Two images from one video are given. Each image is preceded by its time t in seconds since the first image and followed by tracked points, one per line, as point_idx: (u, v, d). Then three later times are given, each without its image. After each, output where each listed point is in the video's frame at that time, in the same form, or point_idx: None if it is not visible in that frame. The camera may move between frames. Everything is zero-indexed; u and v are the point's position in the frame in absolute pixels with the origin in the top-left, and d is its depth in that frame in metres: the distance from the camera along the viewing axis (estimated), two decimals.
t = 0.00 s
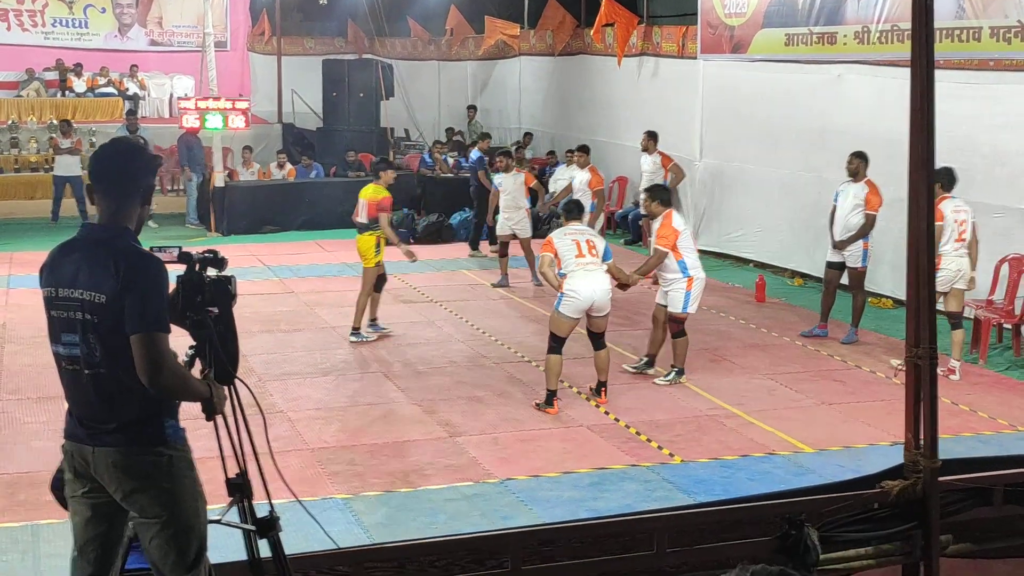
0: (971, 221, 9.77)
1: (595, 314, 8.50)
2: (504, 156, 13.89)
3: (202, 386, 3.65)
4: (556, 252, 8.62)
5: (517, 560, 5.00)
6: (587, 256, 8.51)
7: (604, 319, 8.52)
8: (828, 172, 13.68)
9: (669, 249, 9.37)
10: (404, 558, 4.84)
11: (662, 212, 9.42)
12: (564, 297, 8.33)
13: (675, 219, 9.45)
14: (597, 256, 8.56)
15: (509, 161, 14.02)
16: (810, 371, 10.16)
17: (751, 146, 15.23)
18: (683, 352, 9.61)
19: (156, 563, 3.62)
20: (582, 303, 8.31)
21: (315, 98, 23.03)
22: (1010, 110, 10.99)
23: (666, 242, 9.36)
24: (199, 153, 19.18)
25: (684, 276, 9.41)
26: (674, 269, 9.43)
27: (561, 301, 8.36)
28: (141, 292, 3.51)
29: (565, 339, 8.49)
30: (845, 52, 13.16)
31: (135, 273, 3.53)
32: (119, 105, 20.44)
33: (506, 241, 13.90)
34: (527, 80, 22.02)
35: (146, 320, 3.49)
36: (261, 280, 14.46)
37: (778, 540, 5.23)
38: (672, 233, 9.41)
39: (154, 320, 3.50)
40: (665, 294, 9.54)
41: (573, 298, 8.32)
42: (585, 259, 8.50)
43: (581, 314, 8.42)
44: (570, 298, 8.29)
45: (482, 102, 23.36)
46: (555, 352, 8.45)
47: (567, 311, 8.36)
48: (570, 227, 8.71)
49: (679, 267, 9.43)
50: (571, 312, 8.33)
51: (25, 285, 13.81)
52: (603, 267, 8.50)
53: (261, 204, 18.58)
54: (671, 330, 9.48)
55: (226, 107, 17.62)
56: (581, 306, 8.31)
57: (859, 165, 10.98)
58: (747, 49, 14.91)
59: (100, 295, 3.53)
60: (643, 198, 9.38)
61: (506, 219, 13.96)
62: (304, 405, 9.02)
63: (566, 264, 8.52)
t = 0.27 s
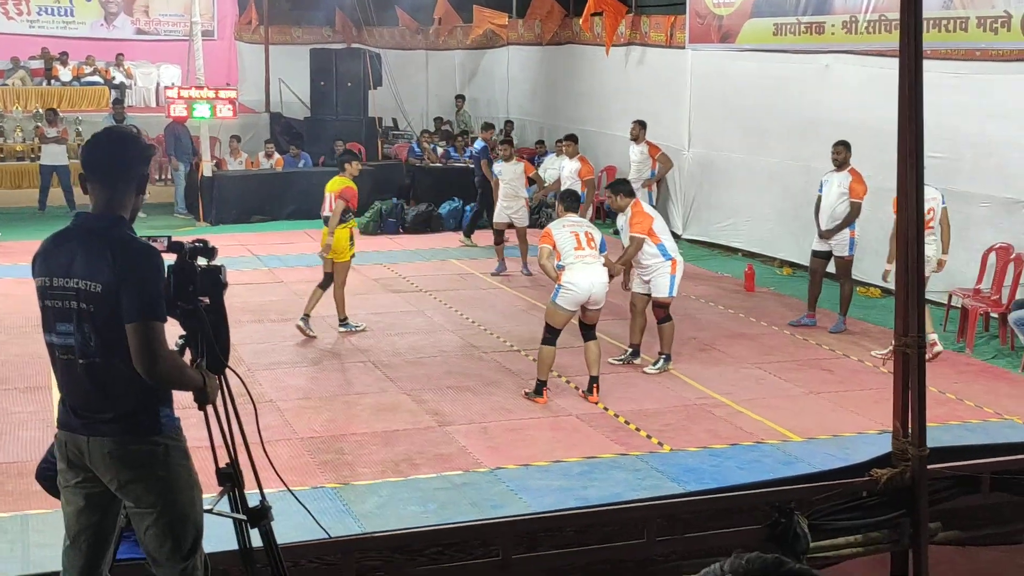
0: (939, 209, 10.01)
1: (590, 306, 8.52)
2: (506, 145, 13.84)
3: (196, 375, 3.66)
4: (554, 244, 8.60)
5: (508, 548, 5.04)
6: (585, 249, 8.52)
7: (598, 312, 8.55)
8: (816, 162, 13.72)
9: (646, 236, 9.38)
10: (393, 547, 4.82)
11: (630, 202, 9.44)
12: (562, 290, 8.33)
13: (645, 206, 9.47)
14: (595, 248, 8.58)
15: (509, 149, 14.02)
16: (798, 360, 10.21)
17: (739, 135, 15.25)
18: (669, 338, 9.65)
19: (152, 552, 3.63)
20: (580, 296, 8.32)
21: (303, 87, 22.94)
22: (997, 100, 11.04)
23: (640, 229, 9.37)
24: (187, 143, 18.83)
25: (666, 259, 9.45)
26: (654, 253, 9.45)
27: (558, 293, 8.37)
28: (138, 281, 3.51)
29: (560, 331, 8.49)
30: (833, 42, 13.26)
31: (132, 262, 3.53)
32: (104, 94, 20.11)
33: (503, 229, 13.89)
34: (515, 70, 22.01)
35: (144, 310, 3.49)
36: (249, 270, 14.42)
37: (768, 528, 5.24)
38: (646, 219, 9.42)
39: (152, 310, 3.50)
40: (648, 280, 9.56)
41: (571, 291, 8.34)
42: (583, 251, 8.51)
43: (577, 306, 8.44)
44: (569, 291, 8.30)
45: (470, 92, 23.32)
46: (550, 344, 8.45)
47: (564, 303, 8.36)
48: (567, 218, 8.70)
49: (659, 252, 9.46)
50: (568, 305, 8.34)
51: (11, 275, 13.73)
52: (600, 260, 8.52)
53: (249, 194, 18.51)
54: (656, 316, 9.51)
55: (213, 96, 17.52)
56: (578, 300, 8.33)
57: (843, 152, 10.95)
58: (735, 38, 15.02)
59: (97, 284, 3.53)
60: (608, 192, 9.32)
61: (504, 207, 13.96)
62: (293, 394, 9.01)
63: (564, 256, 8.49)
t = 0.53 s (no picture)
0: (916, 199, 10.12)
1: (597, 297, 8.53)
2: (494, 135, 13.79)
3: (186, 366, 3.64)
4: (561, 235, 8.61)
5: (496, 540, 4.99)
6: (593, 239, 8.54)
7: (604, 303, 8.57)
8: (802, 153, 13.76)
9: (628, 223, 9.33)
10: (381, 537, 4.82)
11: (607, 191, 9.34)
12: (571, 281, 8.33)
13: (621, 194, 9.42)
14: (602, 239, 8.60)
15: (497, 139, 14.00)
16: (784, 350, 10.25)
17: (725, 126, 15.27)
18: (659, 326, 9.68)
19: (143, 542, 3.64)
20: (589, 287, 8.33)
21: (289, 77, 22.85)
22: (983, 91, 11.09)
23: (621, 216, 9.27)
24: (171, 133, 18.89)
25: (652, 243, 9.48)
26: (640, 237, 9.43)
27: (567, 284, 8.36)
28: (130, 271, 3.49)
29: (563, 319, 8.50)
30: (819, 33, 13.30)
31: (123, 253, 3.52)
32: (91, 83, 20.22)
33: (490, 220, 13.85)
34: (501, 60, 21.99)
35: (135, 300, 3.47)
36: (236, 261, 14.36)
37: (756, 518, 5.26)
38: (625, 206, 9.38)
39: (143, 300, 3.48)
40: (637, 267, 9.56)
41: (580, 282, 8.34)
42: (592, 242, 8.53)
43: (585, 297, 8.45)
44: (578, 282, 8.31)
45: (456, 83, 23.28)
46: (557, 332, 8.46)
47: (572, 294, 8.36)
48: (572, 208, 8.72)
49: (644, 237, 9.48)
50: (577, 295, 8.34)
51: None
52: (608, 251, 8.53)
53: (235, 184, 18.45)
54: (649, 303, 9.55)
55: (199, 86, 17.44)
56: (587, 291, 8.33)
57: (826, 145, 11.09)
58: (722, 29, 15.04)
59: (87, 274, 3.51)
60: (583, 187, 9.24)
61: (491, 198, 13.93)
62: (280, 385, 9.00)
63: (573, 246, 8.50)
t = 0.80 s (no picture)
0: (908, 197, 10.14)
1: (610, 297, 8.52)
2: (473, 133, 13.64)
3: (179, 360, 3.63)
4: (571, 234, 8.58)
5: (489, 533, 5.00)
6: (605, 238, 8.55)
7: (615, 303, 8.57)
8: (796, 149, 13.78)
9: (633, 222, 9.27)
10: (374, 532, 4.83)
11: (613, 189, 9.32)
12: (587, 284, 8.27)
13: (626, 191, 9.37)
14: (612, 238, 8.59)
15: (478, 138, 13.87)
16: (777, 346, 10.26)
17: (719, 121, 15.27)
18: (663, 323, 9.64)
19: (134, 537, 3.63)
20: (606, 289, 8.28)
21: (282, 72, 22.81)
22: (976, 87, 11.10)
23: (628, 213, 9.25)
24: (164, 128, 18.66)
25: (653, 243, 9.50)
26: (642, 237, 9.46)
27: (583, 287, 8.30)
28: (124, 265, 3.48)
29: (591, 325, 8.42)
30: (812, 29, 13.31)
31: (117, 246, 3.50)
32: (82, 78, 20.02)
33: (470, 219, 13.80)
34: (494, 55, 21.96)
35: (129, 293, 3.46)
36: (228, 255, 14.34)
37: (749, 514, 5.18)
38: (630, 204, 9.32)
39: (136, 293, 3.47)
40: (637, 265, 9.57)
41: (597, 284, 8.29)
42: (602, 241, 8.52)
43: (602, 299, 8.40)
44: (594, 284, 8.25)
45: (450, 77, 23.24)
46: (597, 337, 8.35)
47: (591, 296, 8.29)
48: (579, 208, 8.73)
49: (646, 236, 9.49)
50: (597, 298, 8.27)
51: None
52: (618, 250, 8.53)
53: (228, 179, 18.41)
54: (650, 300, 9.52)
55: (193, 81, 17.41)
56: (603, 292, 8.29)
57: (814, 139, 11.06)
58: (716, 24, 15.03)
59: (81, 268, 3.50)
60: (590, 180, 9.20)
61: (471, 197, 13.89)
62: (272, 380, 8.98)
63: (586, 246, 8.47)
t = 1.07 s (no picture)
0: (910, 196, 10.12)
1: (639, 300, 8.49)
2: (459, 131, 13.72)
3: (178, 360, 3.62)
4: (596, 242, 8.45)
5: (489, 533, 4.99)
6: (631, 242, 8.46)
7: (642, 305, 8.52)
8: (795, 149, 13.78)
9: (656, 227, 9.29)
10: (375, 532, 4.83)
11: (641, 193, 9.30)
12: (617, 287, 8.26)
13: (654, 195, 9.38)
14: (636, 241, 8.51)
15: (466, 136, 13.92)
16: (776, 346, 10.26)
17: (718, 121, 15.26)
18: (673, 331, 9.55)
19: (128, 538, 3.62)
20: (637, 291, 8.28)
21: (281, 71, 22.79)
22: (977, 87, 11.09)
23: (651, 220, 9.27)
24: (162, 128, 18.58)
25: (670, 253, 9.42)
26: (661, 245, 9.43)
27: (612, 291, 8.28)
28: (123, 264, 3.48)
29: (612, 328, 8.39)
30: (812, 29, 13.31)
31: (116, 245, 3.51)
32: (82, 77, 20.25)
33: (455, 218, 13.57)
34: (494, 55, 21.93)
35: (128, 292, 3.46)
36: (228, 255, 14.34)
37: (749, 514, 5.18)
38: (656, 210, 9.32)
39: (136, 293, 3.46)
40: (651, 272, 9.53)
41: (626, 287, 8.28)
42: (628, 245, 8.43)
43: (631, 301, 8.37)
44: (625, 287, 8.24)
45: (449, 77, 23.24)
46: (612, 340, 8.30)
47: (622, 300, 8.28)
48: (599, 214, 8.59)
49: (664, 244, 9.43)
50: (628, 302, 8.27)
51: None
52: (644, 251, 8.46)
53: (228, 179, 18.41)
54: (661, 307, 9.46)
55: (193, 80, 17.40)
56: (635, 294, 8.28)
57: (808, 138, 11.05)
58: (715, 24, 15.03)
59: (81, 268, 3.50)
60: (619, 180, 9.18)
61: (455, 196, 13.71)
62: (272, 379, 8.99)
63: (614, 252, 8.36)
